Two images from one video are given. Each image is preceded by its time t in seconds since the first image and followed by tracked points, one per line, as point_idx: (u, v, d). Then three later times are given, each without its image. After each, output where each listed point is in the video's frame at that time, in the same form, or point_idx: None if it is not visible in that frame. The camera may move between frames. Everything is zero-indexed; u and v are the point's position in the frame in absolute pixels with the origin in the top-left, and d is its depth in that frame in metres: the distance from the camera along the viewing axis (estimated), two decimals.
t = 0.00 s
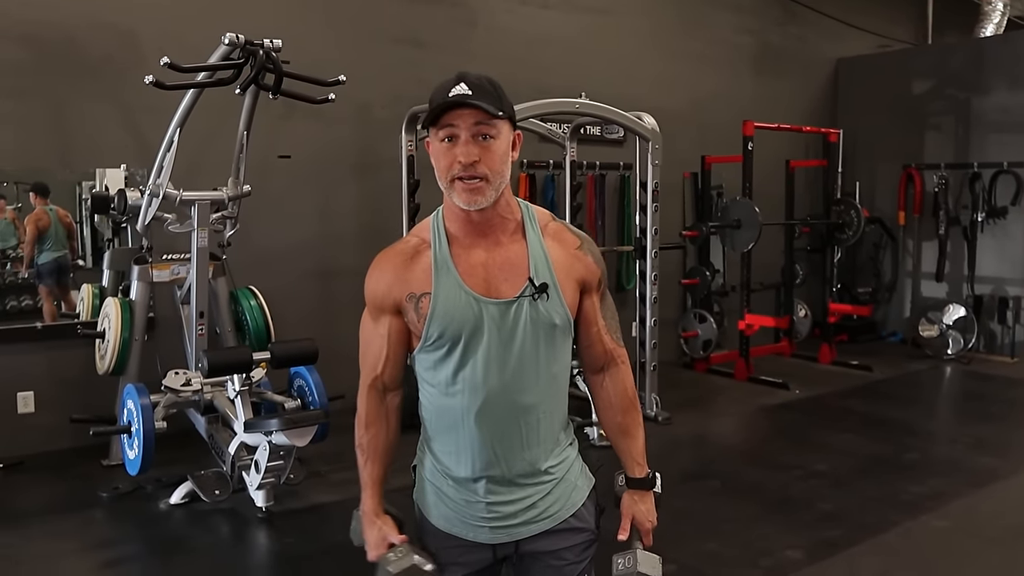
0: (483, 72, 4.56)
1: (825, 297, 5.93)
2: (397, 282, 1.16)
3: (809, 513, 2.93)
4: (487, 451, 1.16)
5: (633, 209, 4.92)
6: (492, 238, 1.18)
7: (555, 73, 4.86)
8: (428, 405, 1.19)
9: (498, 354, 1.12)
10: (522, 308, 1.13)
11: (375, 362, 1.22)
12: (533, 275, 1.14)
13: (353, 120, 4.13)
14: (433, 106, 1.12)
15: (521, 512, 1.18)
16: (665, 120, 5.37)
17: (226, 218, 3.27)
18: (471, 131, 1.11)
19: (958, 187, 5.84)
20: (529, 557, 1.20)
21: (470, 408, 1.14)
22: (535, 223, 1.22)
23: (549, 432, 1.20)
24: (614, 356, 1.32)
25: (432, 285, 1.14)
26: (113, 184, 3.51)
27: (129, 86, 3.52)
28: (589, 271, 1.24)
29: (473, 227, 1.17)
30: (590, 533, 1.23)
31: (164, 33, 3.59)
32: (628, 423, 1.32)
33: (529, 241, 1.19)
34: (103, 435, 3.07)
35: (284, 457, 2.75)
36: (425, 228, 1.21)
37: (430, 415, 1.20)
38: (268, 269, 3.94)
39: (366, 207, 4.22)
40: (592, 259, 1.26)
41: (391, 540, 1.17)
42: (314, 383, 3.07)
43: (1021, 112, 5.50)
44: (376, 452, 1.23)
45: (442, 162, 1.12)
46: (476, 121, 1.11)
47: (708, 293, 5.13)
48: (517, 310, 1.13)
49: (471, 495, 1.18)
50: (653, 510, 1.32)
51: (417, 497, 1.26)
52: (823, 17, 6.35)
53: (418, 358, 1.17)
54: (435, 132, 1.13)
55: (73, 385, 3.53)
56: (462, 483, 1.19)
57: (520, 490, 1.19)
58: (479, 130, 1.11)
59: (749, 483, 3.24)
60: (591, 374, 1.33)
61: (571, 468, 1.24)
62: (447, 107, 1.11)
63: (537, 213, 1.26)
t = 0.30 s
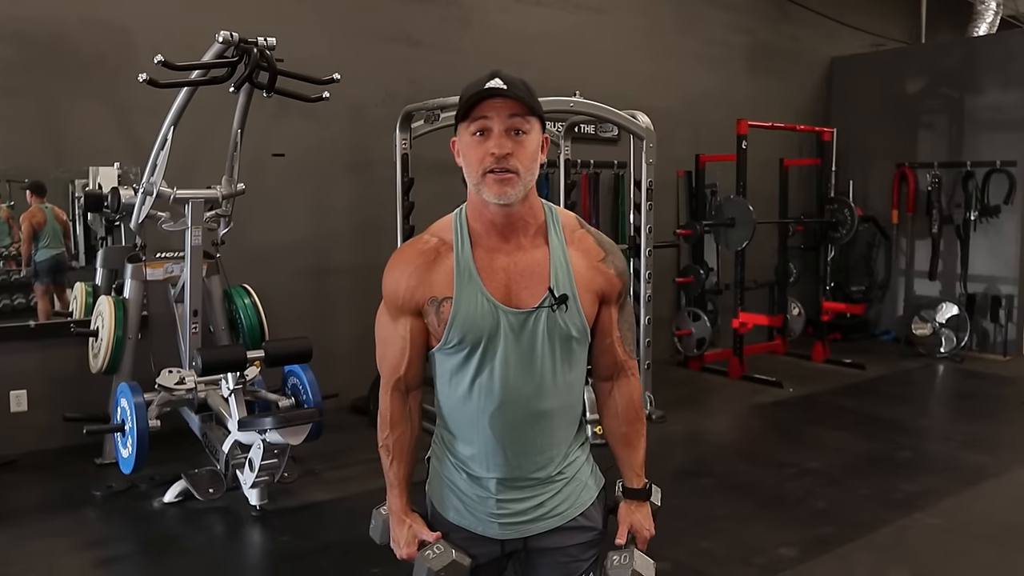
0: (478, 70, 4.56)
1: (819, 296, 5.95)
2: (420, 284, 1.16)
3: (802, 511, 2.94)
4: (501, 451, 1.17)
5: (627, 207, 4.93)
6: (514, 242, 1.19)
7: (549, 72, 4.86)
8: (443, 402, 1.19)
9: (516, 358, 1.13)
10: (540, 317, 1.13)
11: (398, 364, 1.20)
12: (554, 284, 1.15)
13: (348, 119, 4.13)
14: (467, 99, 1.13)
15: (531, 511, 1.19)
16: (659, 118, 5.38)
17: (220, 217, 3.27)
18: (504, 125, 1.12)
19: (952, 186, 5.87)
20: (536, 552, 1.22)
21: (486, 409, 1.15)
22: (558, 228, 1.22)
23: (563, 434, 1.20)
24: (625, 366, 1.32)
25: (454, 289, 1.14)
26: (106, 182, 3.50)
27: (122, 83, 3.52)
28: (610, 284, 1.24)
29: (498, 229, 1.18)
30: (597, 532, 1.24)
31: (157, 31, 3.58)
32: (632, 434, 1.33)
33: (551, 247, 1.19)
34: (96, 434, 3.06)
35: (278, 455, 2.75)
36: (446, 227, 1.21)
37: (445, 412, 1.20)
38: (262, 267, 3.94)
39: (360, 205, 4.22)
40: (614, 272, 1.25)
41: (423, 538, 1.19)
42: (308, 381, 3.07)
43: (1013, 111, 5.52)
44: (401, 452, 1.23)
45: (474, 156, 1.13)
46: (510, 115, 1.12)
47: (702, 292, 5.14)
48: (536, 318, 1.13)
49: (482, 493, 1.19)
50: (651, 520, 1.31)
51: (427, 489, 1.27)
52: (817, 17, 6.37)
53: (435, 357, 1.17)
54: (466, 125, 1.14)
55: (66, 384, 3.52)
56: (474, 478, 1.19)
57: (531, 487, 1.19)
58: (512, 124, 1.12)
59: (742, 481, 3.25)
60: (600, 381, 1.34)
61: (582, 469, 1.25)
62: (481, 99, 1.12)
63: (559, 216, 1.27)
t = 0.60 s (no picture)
0: (470, 65, 4.55)
1: (810, 291, 5.97)
2: (426, 273, 1.16)
3: (793, 506, 2.96)
4: (503, 444, 1.17)
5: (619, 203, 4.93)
6: (525, 238, 1.18)
7: (542, 67, 4.86)
8: (445, 394, 1.19)
9: (525, 353, 1.13)
10: (551, 314, 1.14)
11: (373, 336, 1.19)
12: (564, 282, 1.15)
13: (339, 114, 4.12)
14: (490, 97, 1.12)
15: (531, 505, 1.20)
16: (651, 114, 5.39)
17: (211, 212, 3.26)
18: (526, 126, 1.12)
19: (942, 182, 5.89)
20: (535, 546, 1.22)
21: (490, 403, 1.15)
22: (568, 226, 1.22)
23: (565, 428, 1.21)
24: (652, 346, 1.32)
25: (462, 281, 1.13)
26: (96, 177, 3.48)
27: (112, 78, 3.50)
28: (618, 279, 1.26)
29: (509, 224, 1.17)
30: (597, 525, 1.24)
31: (147, 25, 3.56)
32: (670, 408, 1.32)
33: (562, 245, 1.20)
34: (87, 430, 3.05)
35: (269, 451, 2.75)
36: (455, 219, 1.20)
37: (446, 404, 1.20)
38: (253, 263, 3.93)
39: (352, 200, 4.21)
40: (620, 265, 1.27)
41: (337, 510, 1.12)
42: (299, 376, 3.07)
43: (1004, 108, 5.54)
44: (347, 421, 1.19)
45: (494, 155, 1.12)
46: (533, 116, 1.12)
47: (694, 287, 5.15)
48: (546, 314, 1.13)
49: (483, 484, 1.19)
50: (704, 489, 1.26)
51: (425, 480, 1.27)
52: (808, 13, 6.38)
53: (438, 349, 1.17)
54: (487, 123, 1.13)
55: (55, 379, 3.51)
56: (475, 470, 1.20)
57: (531, 480, 1.20)
58: (534, 125, 1.12)
59: (734, 476, 3.27)
60: (628, 365, 1.33)
61: (582, 463, 1.25)
62: (503, 101, 1.11)
63: (568, 212, 1.26)
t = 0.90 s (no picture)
0: (458, 62, 4.55)
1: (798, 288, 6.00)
2: (414, 251, 1.17)
3: (781, 501, 2.97)
4: (490, 434, 1.17)
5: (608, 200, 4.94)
6: (514, 229, 1.18)
7: (530, 64, 4.86)
8: (432, 385, 1.19)
9: (511, 340, 1.14)
10: (539, 298, 1.15)
11: (326, 274, 1.19)
12: (552, 267, 1.17)
13: (328, 111, 4.12)
14: (483, 99, 1.11)
15: (518, 499, 1.19)
16: (640, 111, 5.40)
17: (198, 209, 3.25)
18: (518, 131, 1.12)
19: (928, 180, 5.94)
20: (522, 543, 1.22)
21: (477, 390, 1.15)
22: (555, 218, 1.22)
23: (552, 420, 1.21)
24: (674, 280, 1.32)
25: (448, 262, 1.15)
26: (83, 173, 3.47)
27: (99, 74, 3.48)
28: (613, 248, 1.28)
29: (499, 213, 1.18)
30: (583, 522, 1.25)
31: (134, 21, 3.54)
32: (730, 323, 1.29)
33: (550, 233, 1.20)
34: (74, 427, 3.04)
35: (257, 449, 2.75)
36: (448, 204, 1.22)
37: (433, 396, 1.20)
38: (241, 260, 3.92)
39: (340, 197, 4.21)
40: (610, 237, 1.28)
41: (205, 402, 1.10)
42: (288, 374, 3.06)
43: (990, 105, 5.58)
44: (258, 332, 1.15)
45: (484, 158, 1.13)
46: (524, 120, 1.12)
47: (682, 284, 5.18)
48: (534, 299, 1.15)
49: (470, 479, 1.19)
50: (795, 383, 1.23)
51: (414, 479, 1.27)
52: (796, 10, 6.40)
53: (424, 338, 1.17)
54: (479, 125, 1.12)
55: (42, 377, 3.49)
56: (461, 466, 1.20)
57: (517, 476, 1.20)
58: (525, 128, 1.12)
59: (721, 472, 3.28)
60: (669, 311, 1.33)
61: (569, 458, 1.25)
62: (495, 106, 1.10)
63: (554, 201, 1.27)
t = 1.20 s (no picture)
0: (451, 63, 4.55)
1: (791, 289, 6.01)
2: (406, 253, 1.18)
3: (773, 501, 2.98)
4: (482, 435, 1.17)
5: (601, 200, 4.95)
6: (506, 228, 1.19)
7: (523, 64, 4.86)
8: (424, 387, 1.19)
9: (503, 341, 1.14)
10: (530, 297, 1.15)
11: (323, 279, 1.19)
12: (543, 266, 1.17)
13: (320, 112, 4.11)
14: (471, 98, 1.11)
15: (511, 502, 1.19)
16: (633, 112, 5.41)
17: (190, 210, 3.23)
18: (506, 130, 1.12)
19: (920, 180, 5.96)
20: (515, 546, 1.22)
21: (469, 391, 1.15)
22: (547, 216, 1.22)
23: (545, 422, 1.21)
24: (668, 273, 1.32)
25: (439, 263, 1.15)
26: (75, 175, 3.46)
27: (90, 76, 3.47)
28: (604, 246, 1.28)
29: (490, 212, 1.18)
30: (576, 525, 1.25)
31: (126, 22, 3.53)
32: (726, 318, 1.29)
33: (542, 232, 1.20)
34: (65, 430, 3.03)
35: (251, 450, 2.75)
36: (441, 204, 1.22)
37: (425, 397, 1.20)
38: (233, 261, 3.91)
39: (333, 198, 4.20)
40: (603, 237, 1.28)
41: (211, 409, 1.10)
42: (281, 375, 3.06)
43: (981, 106, 5.61)
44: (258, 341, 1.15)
45: (471, 157, 1.13)
46: (512, 118, 1.12)
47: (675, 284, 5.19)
48: (526, 298, 1.15)
49: (463, 483, 1.19)
50: (792, 377, 1.24)
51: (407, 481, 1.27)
52: (788, 11, 6.42)
53: (416, 339, 1.18)
54: (467, 125, 1.13)
55: (33, 379, 3.48)
56: (453, 468, 1.20)
57: (509, 479, 1.20)
58: (513, 127, 1.12)
59: (714, 471, 3.29)
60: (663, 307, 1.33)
61: (563, 460, 1.25)
62: (483, 104, 1.11)
63: (546, 201, 1.27)
